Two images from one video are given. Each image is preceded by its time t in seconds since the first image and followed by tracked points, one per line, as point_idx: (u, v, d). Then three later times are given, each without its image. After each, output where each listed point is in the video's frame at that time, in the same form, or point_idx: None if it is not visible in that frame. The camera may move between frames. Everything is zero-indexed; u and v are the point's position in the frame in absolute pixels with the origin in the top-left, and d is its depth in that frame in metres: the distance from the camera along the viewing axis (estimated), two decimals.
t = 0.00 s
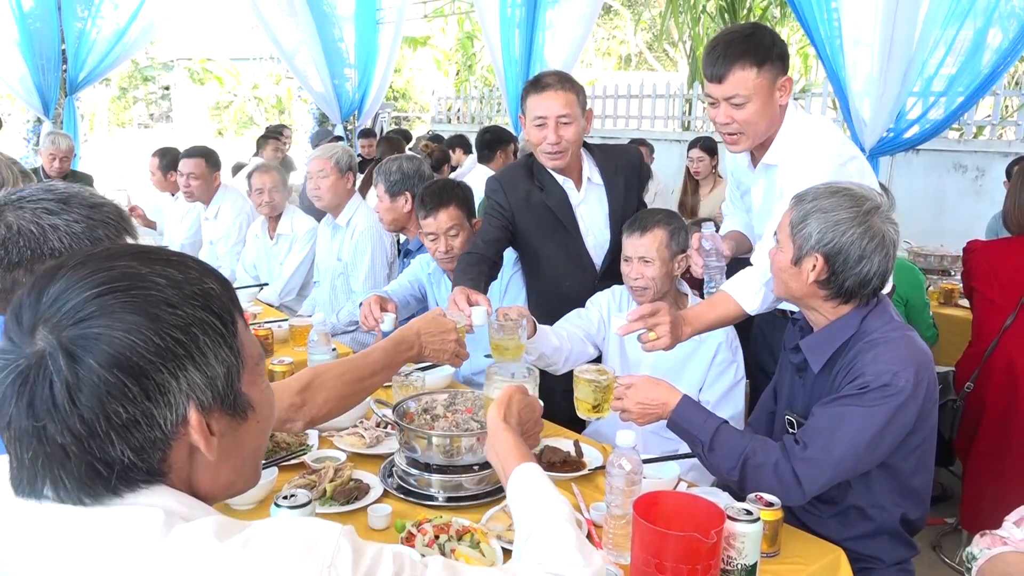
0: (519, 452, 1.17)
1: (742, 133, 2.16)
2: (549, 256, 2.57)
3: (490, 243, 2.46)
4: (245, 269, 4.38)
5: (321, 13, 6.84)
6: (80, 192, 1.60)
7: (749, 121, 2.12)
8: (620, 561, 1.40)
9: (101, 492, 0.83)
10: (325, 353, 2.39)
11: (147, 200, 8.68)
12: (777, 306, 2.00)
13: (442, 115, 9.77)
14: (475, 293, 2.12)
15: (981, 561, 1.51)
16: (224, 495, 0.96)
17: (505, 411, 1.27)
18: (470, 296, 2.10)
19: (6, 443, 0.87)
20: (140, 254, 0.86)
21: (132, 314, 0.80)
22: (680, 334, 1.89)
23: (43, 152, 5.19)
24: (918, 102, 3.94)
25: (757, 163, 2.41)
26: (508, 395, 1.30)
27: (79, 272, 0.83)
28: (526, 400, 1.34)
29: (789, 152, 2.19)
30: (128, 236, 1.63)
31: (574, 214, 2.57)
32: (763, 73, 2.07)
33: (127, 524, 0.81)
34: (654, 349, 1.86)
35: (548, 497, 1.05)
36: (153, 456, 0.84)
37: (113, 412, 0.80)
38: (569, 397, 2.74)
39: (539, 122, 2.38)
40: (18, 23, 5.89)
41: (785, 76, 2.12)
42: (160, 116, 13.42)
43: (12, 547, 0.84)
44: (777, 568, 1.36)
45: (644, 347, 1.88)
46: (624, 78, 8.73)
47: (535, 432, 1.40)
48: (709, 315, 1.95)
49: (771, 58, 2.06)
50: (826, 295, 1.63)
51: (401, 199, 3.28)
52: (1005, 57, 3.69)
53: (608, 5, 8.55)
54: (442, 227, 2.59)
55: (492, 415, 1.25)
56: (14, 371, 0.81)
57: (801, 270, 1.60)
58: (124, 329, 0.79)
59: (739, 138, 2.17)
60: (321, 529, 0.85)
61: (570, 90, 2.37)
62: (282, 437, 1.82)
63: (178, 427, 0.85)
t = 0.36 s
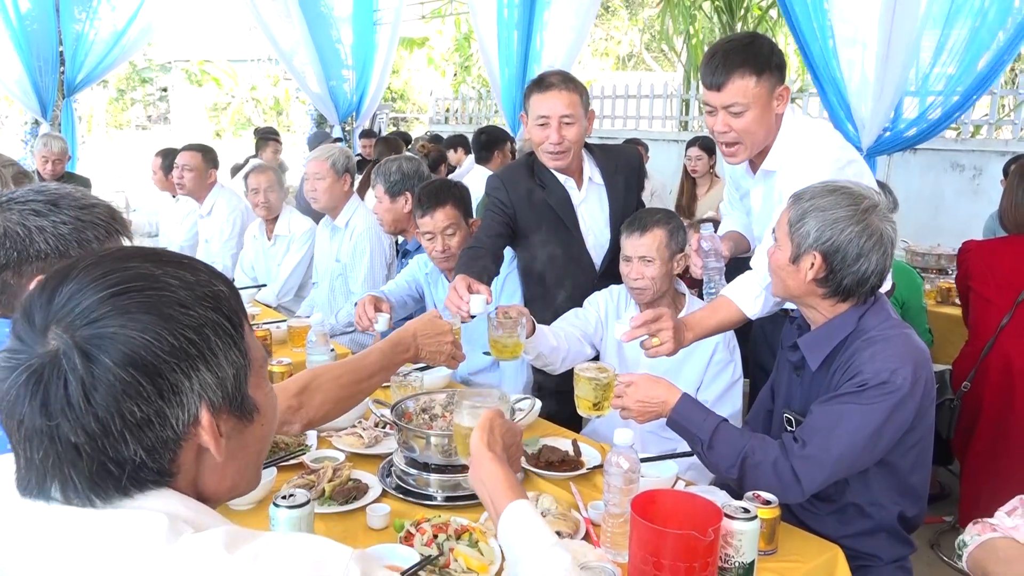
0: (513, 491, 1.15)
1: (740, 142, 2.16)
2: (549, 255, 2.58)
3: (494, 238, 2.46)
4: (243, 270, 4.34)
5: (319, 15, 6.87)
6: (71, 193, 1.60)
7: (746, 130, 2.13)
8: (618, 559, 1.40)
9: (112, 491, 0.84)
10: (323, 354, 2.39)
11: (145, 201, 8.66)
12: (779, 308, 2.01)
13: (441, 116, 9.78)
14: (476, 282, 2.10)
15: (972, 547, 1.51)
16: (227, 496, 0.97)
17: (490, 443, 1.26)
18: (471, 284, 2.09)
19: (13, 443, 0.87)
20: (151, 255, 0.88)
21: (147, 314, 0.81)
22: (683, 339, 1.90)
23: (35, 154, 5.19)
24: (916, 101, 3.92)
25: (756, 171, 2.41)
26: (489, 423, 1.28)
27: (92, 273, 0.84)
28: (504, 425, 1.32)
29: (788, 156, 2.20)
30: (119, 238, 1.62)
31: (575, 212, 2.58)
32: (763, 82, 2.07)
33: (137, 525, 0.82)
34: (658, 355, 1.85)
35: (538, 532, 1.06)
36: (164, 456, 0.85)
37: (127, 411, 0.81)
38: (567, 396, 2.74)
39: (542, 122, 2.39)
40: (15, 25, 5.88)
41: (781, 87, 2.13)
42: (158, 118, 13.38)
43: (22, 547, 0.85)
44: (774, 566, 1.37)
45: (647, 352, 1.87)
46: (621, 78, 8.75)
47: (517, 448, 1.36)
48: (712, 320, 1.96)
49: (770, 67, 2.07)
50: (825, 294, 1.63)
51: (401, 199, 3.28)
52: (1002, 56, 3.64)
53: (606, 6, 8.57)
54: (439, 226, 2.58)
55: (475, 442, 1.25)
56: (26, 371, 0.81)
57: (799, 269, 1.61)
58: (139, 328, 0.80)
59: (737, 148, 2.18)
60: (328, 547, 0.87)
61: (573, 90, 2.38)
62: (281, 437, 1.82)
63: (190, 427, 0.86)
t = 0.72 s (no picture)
0: (511, 502, 1.17)
1: (735, 132, 2.17)
2: (548, 252, 2.58)
3: (498, 230, 2.48)
4: (240, 270, 4.36)
5: (316, 16, 6.88)
6: (63, 191, 1.60)
7: (743, 121, 2.13)
8: (614, 558, 1.40)
9: (119, 485, 0.85)
10: (320, 354, 2.39)
11: (141, 203, 8.64)
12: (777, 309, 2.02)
13: (437, 116, 9.80)
14: (484, 275, 2.07)
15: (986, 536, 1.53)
16: (228, 494, 0.98)
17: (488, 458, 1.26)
18: (479, 278, 2.05)
19: (18, 441, 0.87)
20: (156, 256, 0.90)
21: (155, 311, 0.83)
22: (683, 339, 1.90)
23: (32, 156, 5.18)
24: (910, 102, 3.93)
25: (753, 164, 2.42)
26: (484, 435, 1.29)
27: (99, 272, 0.86)
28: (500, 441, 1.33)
29: (786, 153, 2.21)
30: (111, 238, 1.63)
31: (576, 210, 2.58)
32: (760, 73, 2.08)
33: (143, 518, 0.83)
34: (659, 356, 1.85)
35: (534, 541, 1.07)
36: (169, 451, 0.87)
37: (136, 405, 0.82)
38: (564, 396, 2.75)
39: (542, 122, 2.39)
40: (11, 26, 5.87)
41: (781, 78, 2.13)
42: (154, 119, 13.35)
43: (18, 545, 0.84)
44: (769, 563, 1.37)
45: (648, 353, 1.86)
46: (617, 78, 8.76)
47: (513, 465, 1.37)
48: (710, 321, 1.97)
49: (768, 58, 2.07)
50: (840, 291, 1.64)
51: (402, 199, 3.29)
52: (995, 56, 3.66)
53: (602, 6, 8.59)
54: (437, 225, 2.58)
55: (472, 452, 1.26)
56: (34, 368, 0.83)
57: (813, 273, 1.61)
58: (147, 325, 0.82)
59: (731, 137, 2.18)
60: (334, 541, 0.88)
61: (573, 89, 2.38)
62: (277, 437, 1.83)
63: (195, 422, 0.87)
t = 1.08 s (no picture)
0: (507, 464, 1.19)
1: (738, 134, 2.17)
2: (551, 254, 2.59)
3: (503, 231, 2.49)
4: (242, 273, 4.37)
5: (318, 18, 6.90)
6: (65, 194, 1.61)
7: (747, 122, 2.13)
8: (615, 560, 1.41)
9: (132, 481, 0.86)
10: (321, 356, 2.40)
11: (143, 205, 8.65)
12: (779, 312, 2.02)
13: (439, 119, 9.83)
14: (495, 281, 2.07)
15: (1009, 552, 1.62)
16: (235, 493, 0.99)
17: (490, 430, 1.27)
18: (490, 284, 2.06)
19: (32, 438, 0.88)
20: (170, 258, 0.91)
21: (170, 310, 0.85)
22: (687, 342, 1.90)
23: (35, 158, 5.19)
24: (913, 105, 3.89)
25: (755, 166, 2.42)
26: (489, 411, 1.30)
27: (115, 272, 0.87)
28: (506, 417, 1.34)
29: (789, 155, 2.20)
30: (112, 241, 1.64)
31: (579, 212, 2.58)
32: (763, 74, 2.07)
33: (156, 511, 0.83)
34: (663, 358, 1.85)
35: (534, 507, 1.08)
36: (182, 447, 0.87)
37: (151, 402, 0.83)
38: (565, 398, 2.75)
39: (547, 123, 2.40)
40: (15, 28, 5.89)
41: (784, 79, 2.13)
42: (156, 121, 13.38)
43: (47, 534, 0.84)
44: (770, 565, 1.37)
45: (652, 355, 1.86)
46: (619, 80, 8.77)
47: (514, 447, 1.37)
48: (715, 322, 1.96)
49: (771, 59, 2.07)
50: (840, 293, 1.64)
51: (406, 201, 3.30)
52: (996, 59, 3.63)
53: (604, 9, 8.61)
54: (440, 226, 2.59)
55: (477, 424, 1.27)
56: (51, 365, 0.84)
57: (812, 275, 1.61)
58: (163, 323, 0.84)
59: (734, 138, 2.19)
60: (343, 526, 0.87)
61: (577, 91, 2.38)
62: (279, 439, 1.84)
63: (207, 419, 0.88)
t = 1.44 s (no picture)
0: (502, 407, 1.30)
1: (744, 137, 2.17)
2: (557, 254, 2.58)
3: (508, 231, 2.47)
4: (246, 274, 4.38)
5: (321, 20, 6.93)
6: (48, 190, 1.53)
7: (752, 126, 2.13)
8: (618, 560, 1.40)
9: (152, 470, 0.86)
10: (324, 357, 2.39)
11: (147, 207, 8.67)
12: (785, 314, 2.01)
13: (441, 119, 9.85)
14: (503, 285, 2.08)
15: None
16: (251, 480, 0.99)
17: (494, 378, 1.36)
18: (498, 288, 2.06)
19: (52, 433, 0.89)
20: (176, 252, 0.92)
21: (181, 303, 0.86)
22: (691, 344, 1.90)
23: (39, 161, 5.20)
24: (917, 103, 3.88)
25: (759, 167, 2.41)
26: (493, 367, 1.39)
27: (124, 269, 0.88)
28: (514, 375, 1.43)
29: (793, 154, 2.20)
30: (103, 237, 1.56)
31: (584, 212, 2.58)
32: (767, 76, 2.07)
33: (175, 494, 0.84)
34: (667, 361, 1.86)
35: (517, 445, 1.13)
36: (198, 435, 0.88)
37: (168, 392, 0.84)
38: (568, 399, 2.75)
39: (551, 122, 2.40)
40: (18, 31, 5.92)
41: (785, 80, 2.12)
42: (159, 123, 13.42)
43: (71, 521, 0.84)
44: (774, 566, 1.37)
45: (657, 358, 1.87)
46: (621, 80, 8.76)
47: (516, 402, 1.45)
48: (719, 324, 1.96)
49: (774, 61, 2.07)
50: (833, 291, 1.64)
51: (410, 201, 3.30)
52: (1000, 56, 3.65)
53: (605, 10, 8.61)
54: (443, 226, 2.59)
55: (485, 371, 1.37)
56: (69, 361, 0.85)
57: (808, 266, 1.61)
58: (175, 316, 0.85)
59: (740, 143, 2.18)
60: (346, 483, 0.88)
61: (581, 90, 2.38)
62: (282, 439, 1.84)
63: (221, 406, 0.89)
